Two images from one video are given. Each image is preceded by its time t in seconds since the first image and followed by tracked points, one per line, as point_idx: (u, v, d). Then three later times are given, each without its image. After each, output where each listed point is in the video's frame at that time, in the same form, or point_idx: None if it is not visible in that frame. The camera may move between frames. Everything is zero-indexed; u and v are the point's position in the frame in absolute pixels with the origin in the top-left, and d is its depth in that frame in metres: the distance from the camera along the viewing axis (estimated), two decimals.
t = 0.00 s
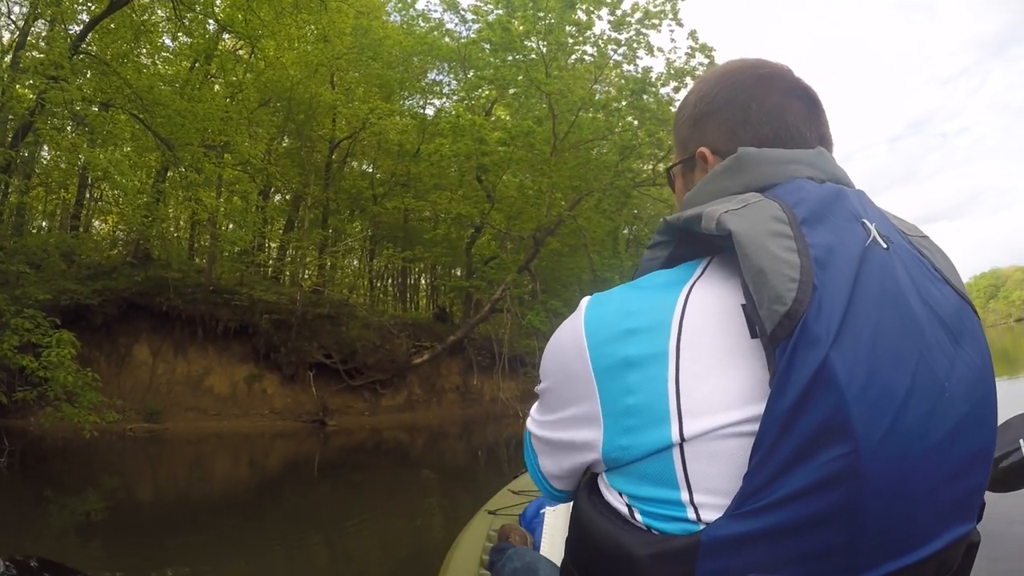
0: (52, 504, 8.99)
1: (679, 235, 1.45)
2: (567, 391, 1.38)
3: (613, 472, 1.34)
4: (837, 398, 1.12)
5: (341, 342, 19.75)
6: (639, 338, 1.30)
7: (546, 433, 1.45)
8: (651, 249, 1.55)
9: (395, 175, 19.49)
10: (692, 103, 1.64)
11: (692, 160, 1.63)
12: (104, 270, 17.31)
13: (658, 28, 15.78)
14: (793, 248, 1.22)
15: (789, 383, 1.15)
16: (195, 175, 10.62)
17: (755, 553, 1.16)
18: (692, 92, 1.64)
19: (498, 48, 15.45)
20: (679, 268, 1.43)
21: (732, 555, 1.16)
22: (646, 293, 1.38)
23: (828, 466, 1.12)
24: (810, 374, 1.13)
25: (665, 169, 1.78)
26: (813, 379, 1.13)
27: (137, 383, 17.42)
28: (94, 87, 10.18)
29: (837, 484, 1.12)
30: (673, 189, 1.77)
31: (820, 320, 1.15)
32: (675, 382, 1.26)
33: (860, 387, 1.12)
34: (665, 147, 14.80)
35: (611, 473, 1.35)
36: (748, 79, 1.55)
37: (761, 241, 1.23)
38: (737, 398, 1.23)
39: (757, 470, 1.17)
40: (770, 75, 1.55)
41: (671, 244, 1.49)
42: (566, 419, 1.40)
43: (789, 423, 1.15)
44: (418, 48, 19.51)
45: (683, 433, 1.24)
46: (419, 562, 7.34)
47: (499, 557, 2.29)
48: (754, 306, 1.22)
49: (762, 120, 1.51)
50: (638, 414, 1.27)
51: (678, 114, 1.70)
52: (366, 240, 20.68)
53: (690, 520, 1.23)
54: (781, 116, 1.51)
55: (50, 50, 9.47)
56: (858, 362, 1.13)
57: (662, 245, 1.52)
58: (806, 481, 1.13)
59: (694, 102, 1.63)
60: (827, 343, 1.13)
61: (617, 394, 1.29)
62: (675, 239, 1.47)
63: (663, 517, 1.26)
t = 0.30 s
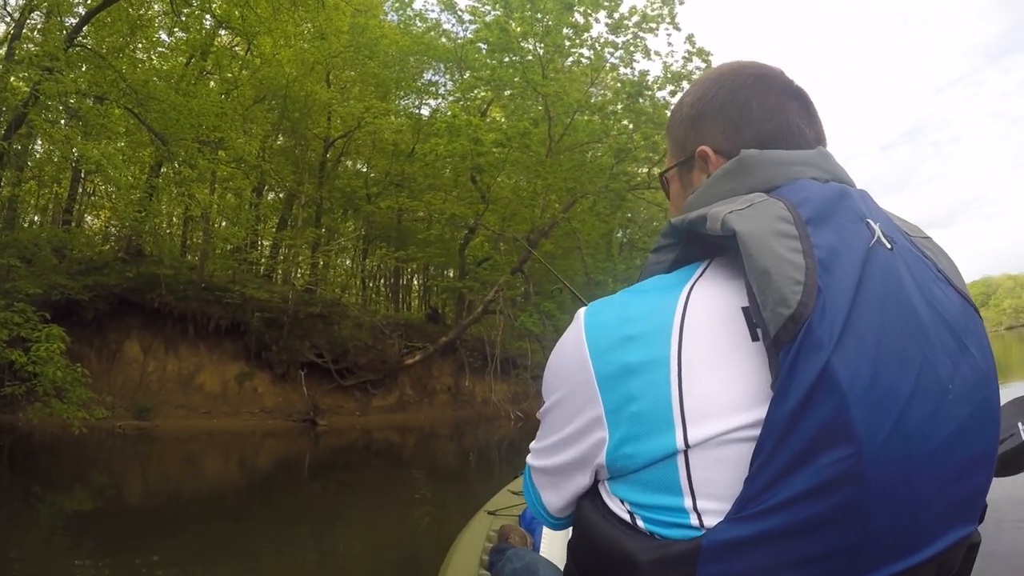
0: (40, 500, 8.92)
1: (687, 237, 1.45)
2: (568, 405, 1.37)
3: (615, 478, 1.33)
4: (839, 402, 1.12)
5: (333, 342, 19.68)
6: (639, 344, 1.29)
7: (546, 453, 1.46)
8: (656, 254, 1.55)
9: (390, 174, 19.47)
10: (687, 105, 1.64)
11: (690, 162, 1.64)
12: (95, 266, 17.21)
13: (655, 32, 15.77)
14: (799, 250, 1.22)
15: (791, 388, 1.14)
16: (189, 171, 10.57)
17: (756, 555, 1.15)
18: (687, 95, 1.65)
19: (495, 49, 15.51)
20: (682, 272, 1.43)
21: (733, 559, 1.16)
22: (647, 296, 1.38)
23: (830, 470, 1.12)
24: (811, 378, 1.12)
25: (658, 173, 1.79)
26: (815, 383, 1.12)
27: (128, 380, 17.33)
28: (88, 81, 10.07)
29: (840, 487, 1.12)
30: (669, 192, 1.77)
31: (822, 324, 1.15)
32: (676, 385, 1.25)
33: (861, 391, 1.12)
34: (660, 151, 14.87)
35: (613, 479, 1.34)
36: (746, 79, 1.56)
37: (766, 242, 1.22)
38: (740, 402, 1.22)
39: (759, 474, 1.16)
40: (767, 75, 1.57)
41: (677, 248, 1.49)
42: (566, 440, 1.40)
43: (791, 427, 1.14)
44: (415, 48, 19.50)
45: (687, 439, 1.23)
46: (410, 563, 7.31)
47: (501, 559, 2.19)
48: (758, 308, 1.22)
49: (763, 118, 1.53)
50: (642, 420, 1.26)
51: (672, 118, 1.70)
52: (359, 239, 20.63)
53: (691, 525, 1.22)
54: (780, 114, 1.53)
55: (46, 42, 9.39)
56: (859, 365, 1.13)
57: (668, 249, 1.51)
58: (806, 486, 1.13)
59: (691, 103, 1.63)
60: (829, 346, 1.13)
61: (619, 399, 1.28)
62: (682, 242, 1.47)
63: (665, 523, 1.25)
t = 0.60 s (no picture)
0: (29, 495, 8.85)
1: (692, 235, 1.44)
2: (569, 409, 1.37)
3: (619, 483, 1.32)
4: (847, 405, 1.11)
5: (325, 341, 19.60)
6: (646, 346, 1.28)
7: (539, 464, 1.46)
8: (660, 252, 1.55)
9: (386, 174, 19.42)
10: (689, 97, 1.67)
11: (691, 154, 1.66)
12: (88, 260, 17.12)
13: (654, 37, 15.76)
14: (808, 250, 1.21)
15: (799, 391, 1.14)
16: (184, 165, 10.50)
17: (763, 560, 1.15)
18: (689, 88, 1.67)
19: (494, 50, 15.49)
20: (687, 271, 1.43)
21: (740, 564, 1.15)
22: (655, 297, 1.37)
23: (837, 473, 1.12)
24: (820, 381, 1.12)
25: (660, 166, 1.81)
26: (823, 386, 1.12)
27: (118, 376, 17.22)
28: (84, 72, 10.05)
29: (848, 490, 1.11)
30: (671, 187, 1.79)
31: (831, 327, 1.14)
32: (684, 385, 1.24)
33: (869, 395, 1.12)
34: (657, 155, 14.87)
35: (617, 486, 1.33)
36: (748, 69, 1.59)
37: (775, 241, 1.21)
38: (746, 407, 1.22)
39: (765, 479, 1.15)
40: (769, 67, 1.60)
41: (681, 247, 1.49)
42: (559, 449, 1.40)
43: (799, 430, 1.14)
44: (414, 48, 19.45)
45: (695, 448, 1.22)
46: (400, 564, 7.27)
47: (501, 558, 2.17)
48: (767, 312, 1.21)
49: (765, 109, 1.55)
50: (650, 424, 1.25)
51: (673, 111, 1.73)
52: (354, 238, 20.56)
53: (696, 531, 1.22)
54: (782, 107, 1.56)
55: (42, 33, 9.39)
56: (868, 369, 1.13)
57: (672, 246, 1.51)
58: (813, 489, 1.12)
59: (692, 95, 1.66)
60: (837, 350, 1.12)
61: (626, 402, 1.27)
62: (686, 241, 1.46)
63: (672, 529, 1.24)
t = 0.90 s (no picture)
0: (18, 493, 8.78)
1: (694, 231, 1.44)
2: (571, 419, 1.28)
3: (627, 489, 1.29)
4: (851, 407, 1.12)
5: (317, 339, 19.52)
6: (663, 344, 1.25)
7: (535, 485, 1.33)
8: (660, 250, 1.53)
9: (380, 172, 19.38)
10: (686, 96, 1.66)
11: (688, 153, 1.66)
12: (79, 256, 17.01)
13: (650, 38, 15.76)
14: (813, 249, 1.21)
15: (803, 393, 1.14)
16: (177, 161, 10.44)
17: (766, 563, 1.15)
18: (687, 87, 1.66)
19: (490, 49, 15.47)
20: (692, 268, 1.41)
21: (742, 566, 1.15)
22: (664, 293, 1.34)
23: (840, 475, 1.12)
24: (825, 383, 1.12)
25: (655, 165, 1.80)
26: (828, 387, 1.12)
27: (109, 373, 17.12)
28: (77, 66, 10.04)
29: (851, 492, 1.12)
30: (667, 186, 1.78)
31: (835, 327, 1.15)
32: (701, 383, 1.23)
33: (872, 396, 1.12)
34: (651, 155, 14.89)
35: (621, 493, 1.30)
36: (747, 67, 1.59)
37: (781, 240, 1.21)
38: (752, 407, 1.22)
39: (769, 482, 1.15)
40: (770, 65, 1.60)
41: (682, 244, 1.48)
42: (561, 462, 1.30)
43: (803, 432, 1.14)
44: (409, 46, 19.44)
45: (712, 454, 1.22)
46: (391, 564, 7.23)
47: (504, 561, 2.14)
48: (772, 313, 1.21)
49: (763, 108, 1.55)
50: (667, 427, 1.23)
51: (669, 109, 1.72)
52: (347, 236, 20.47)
53: (702, 532, 1.21)
54: (780, 105, 1.55)
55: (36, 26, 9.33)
56: (871, 370, 1.13)
57: (672, 243, 1.50)
58: (815, 491, 1.13)
59: (690, 94, 1.65)
60: (842, 351, 1.13)
61: (639, 404, 1.23)
62: (688, 238, 1.46)
63: (680, 533, 1.23)
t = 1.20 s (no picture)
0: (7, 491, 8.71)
1: (699, 228, 1.43)
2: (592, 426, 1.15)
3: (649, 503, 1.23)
4: (862, 411, 1.13)
5: (308, 338, 19.42)
6: (695, 344, 1.20)
7: (553, 505, 1.16)
8: (663, 248, 1.51)
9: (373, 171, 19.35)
10: (680, 95, 1.67)
11: (685, 152, 1.66)
12: (70, 253, 16.93)
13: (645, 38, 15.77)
14: (827, 248, 1.21)
15: (816, 397, 1.14)
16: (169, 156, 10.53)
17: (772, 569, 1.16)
18: (679, 86, 1.67)
19: (485, 48, 15.48)
20: (708, 263, 1.35)
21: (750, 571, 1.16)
22: (685, 286, 1.28)
23: (850, 481, 1.13)
24: (838, 386, 1.13)
25: (651, 167, 1.81)
26: (842, 391, 1.13)
27: (99, 371, 17.00)
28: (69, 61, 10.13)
29: (858, 497, 1.14)
30: (665, 187, 1.78)
31: (848, 331, 1.15)
32: (739, 384, 1.19)
33: (884, 400, 1.14)
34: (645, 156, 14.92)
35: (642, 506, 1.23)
36: (742, 64, 1.60)
37: (793, 237, 1.21)
38: (772, 409, 1.20)
39: (778, 489, 1.16)
40: (763, 62, 1.61)
41: (687, 240, 1.46)
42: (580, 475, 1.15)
43: (814, 437, 1.15)
44: (403, 45, 19.44)
45: (745, 455, 1.18)
46: (381, 564, 7.19)
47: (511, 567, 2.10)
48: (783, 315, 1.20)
49: (760, 103, 1.56)
50: (704, 434, 1.19)
51: (663, 111, 1.74)
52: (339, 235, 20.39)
53: (717, 538, 1.20)
54: (778, 99, 1.56)
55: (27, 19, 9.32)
56: (883, 375, 1.15)
57: (675, 241, 1.48)
58: (824, 498, 1.14)
59: (684, 91, 1.65)
60: (854, 355, 1.14)
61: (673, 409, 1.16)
62: (692, 234, 1.45)
63: (696, 542, 1.21)
